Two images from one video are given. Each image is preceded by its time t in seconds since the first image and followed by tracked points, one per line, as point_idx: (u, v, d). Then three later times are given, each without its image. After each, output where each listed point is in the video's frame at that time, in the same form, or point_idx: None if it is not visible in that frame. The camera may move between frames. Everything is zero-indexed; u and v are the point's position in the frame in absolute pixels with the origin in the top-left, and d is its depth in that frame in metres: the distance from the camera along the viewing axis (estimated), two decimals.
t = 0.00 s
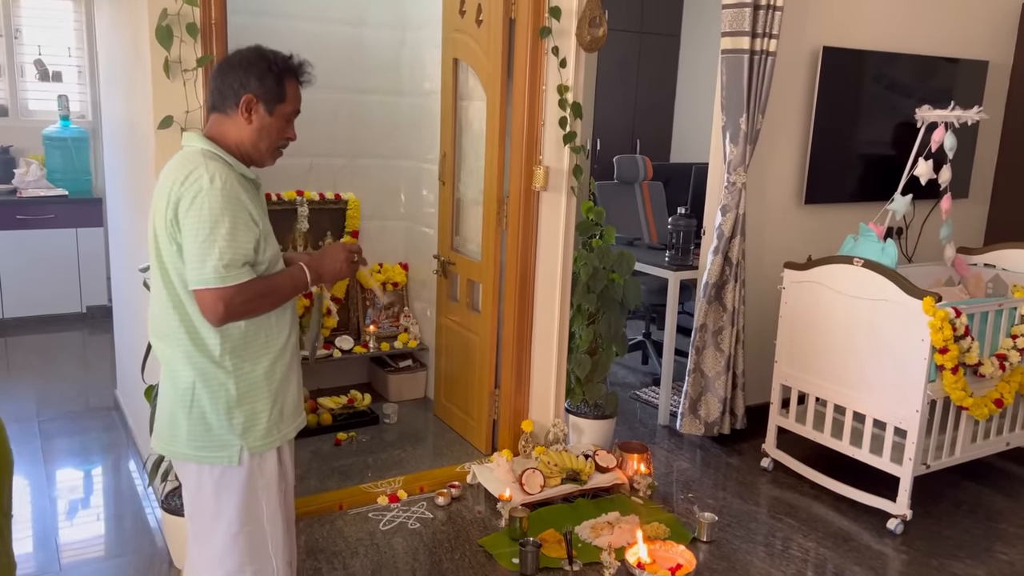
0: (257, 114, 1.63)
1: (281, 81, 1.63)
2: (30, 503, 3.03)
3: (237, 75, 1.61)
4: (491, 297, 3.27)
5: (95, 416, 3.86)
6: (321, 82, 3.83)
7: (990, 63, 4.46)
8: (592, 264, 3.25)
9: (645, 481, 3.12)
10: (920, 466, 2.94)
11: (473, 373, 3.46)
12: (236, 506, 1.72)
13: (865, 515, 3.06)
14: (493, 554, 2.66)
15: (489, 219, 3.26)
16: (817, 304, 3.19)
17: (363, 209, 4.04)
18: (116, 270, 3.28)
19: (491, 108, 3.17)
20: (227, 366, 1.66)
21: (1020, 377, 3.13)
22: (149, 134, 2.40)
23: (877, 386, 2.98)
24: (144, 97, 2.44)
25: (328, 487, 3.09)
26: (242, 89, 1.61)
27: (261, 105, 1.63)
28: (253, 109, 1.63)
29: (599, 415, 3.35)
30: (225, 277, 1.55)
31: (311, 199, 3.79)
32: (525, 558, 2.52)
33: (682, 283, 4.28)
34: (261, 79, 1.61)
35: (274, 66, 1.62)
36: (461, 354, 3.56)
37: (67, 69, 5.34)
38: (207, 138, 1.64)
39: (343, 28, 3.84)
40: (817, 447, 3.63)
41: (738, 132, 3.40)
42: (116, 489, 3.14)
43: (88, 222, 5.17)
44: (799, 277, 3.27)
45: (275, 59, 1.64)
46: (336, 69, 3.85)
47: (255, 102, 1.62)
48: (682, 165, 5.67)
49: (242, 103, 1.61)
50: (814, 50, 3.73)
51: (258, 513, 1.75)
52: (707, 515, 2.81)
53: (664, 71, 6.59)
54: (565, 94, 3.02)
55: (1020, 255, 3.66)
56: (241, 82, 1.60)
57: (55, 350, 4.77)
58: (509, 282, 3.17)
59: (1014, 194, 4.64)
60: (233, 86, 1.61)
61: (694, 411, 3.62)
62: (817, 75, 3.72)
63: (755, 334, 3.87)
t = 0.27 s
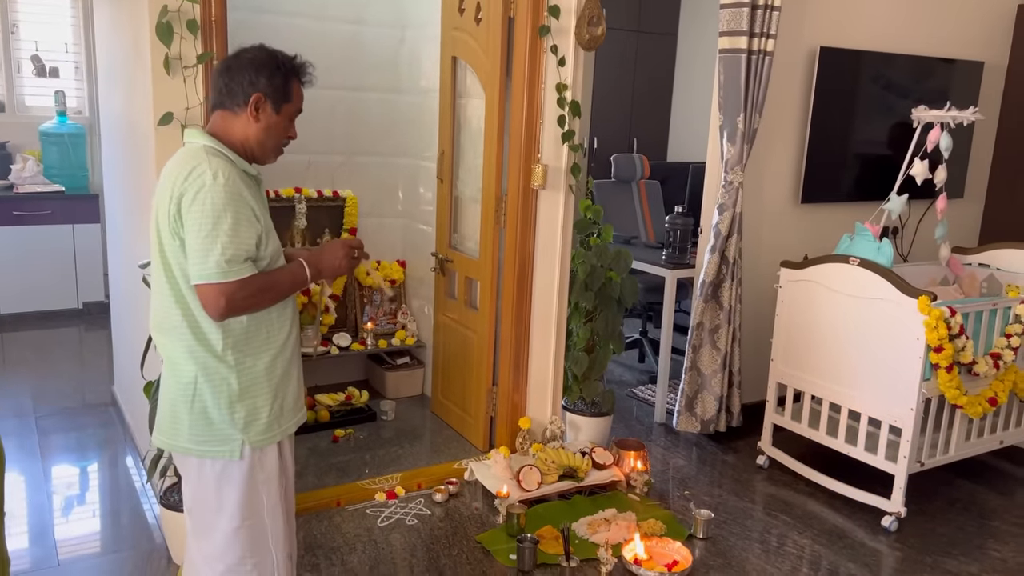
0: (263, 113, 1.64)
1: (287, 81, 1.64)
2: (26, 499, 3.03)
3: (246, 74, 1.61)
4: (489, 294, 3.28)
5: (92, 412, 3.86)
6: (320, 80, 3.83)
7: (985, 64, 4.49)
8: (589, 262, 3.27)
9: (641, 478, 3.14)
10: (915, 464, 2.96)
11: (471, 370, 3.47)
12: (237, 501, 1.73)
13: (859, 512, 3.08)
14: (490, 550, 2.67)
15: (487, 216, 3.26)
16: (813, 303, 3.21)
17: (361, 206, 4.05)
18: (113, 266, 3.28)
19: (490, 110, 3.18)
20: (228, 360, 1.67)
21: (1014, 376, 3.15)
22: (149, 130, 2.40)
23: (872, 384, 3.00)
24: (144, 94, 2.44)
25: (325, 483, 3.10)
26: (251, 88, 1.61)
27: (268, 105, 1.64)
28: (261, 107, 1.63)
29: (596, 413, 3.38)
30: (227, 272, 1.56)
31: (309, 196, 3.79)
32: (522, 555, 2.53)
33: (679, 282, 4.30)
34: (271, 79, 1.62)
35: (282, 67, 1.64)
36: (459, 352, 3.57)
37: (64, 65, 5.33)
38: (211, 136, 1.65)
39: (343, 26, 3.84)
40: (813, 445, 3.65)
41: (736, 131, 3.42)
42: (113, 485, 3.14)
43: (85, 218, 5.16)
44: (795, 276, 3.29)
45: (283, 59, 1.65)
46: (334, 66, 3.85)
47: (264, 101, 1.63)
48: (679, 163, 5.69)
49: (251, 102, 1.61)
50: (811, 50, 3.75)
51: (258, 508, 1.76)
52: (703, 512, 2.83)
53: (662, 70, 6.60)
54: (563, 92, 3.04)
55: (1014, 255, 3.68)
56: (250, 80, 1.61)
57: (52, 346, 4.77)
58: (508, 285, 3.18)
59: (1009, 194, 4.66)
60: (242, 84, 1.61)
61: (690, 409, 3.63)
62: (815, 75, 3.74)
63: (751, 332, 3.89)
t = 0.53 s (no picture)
0: (272, 110, 1.66)
1: (295, 80, 1.66)
2: (22, 496, 3.03)
3: (255, 72, 1.62)
4: (487, 291, 3.29)
5: (90, 409, 3.86)
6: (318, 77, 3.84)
7: (980, 64, 4.52)
8: (587, 260, 3.29)
9: (639, 474, 3.14)
10: (909, 461, 2.99)
11: (469, 367, 3.48)
12: (243, 495, 1.74)
13: (855, 508, 3.11)
14: (489, 545, 2.69)
15: (485, 213, 3.27)
16: (810, 300, 3.24)
17: (359, 203, 4.06)
18: (113, 262, 3.28)
19: (489, 111, 3.20)
20: (236, 356, 1.68)
21: (1007, 373, 3.18)
22: (149, 127, 2.41)
23: (867, 380, 3.03)
24: (145, 91, 2.45)
25: (324, 479, 3.11)
26: (261, 86, 1.62)
27: (277, 103, 1.65)
28: (270, 105, 1.65)
29: (594, 409, 3.41)
30: (237, 268, 1.58)
31: (307, 193, 3.79)
32: (520, 550, 2.54)
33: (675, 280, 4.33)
34: (280, 77, 1.63)
35: (289, 65, 1.66)
36: (457, 349, 3.59)
37: (60, 62, 5.33)
38: (219, 134, 1.65)
39: (341, 23, 3.85)
40: (808, 442, 3.68)
41: (733, 130, 3.44)
42: (110, 482, 3.15)
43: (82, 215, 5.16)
44: (791, 274, 3.31)
45: (290, 58, 1.67)
46: (332, 64, 3.86)
47: (274, 99, 1.64)
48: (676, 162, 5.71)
49: (261, 100, 1.63)
50: (807, 49, 3.78)
51: (264, 502, 1.78)
52: (700, 508, 2.85)
53: (658, 68, 6.62)
54: (562, 91, 3.06)
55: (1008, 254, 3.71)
56: (260, 78, 1.62)
57: (48, 343, 4.76)
58: (507, 276, 3.18)
59: (1003, 194, 4.70)
60: (252, 82, 1.62)
61: (686, 406, 3.65)
62: (811, 74, 3.76)
63: (747, 330, 3.92)
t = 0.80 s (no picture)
0: (278, 109, 1.67)
1: (300, 78, 1.69)
2: (20, 494, 3.03)
3: (262, 70, 1.63)
4: (486, 288, 3.31)
5: (87, 407, 3.86)
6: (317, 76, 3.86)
7: (973, 65, 4.56)
8: (585, 258, 3.29)
9: (636, 471, 3.18)
10: (904, 457, 3.02)
11: (467, 365, 3.50)
12: (250, 490, 1.76)
13: (849, 504, 3.14)
14: (488, 541, 2.71)
15: (484, 211, 3.29)
16: (806, 298, 3.26)
17: (357, 201, 4.07)
18: (112, 261, 3.29)
19: (487, 112, 3.22)
20: (243, 352, 1.70)
21: (1000, 370, 3.21)
22: (150, 125, 2.42)
23: (862, 377, 3.06)
24: (146, 89, 2.46)
25: (323, 476, 3.13)
26: (268, 84, 1.64)
27: (283, 101, 1.67)
28: (277, 103, 1.66)
29: (591, 406, 3.43)
30: (246, 264, 1.59)
31: (305, 191, 3.80)
32: (519, 545, 2.56)
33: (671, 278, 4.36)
34: (286, 76, 1.65)
35: (295, 64, 1.67)
36: (455, 346, 3.61)
37: (57, 60, 5.33)
38: (225, 132, 1.67)
39: (340, 22, 3.86)
40: (803, 439, 3.71)
41: (729, 129, 3.46)
42: (107, 480, 3.15)
43: (78, 213, 5.16)
44: (787, 272, 3.34)
45: (295, 57, 1.69)
46: (330, 63, 3.88)
47: (280, 97, 1.66)
48: (671, 161, 5.74)
49: (268, 98, 1.64)
50: (803, 49, 3.81)
51: (269, 497, 1.80)
52: (697, 504, 2.88)
53: (654, 68, 6.65)
54: (560, 90, 3.07)
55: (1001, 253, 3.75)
56: (266, 77, 1.64)
57: (45, 341, 4.76)
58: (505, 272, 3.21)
59: (996, 193, 4.74)
60: (259, 80, 1.64)
61: (683, 403, 3.68)
62: (807, 74, 3.79)
63: (743, 328, 3.95)
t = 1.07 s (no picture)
0: (280, 108, 1.69)
1: (301, 77, 1.70)
2: (17, 493, 3.04)
3: (263, 70, 1.65)
4: (485, 287, 3.33)
5: (86, 406, 3.87)
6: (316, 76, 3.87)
7: (968, 65, 4.59)
8: (583, 257, 3.32)
9: (634, 468, 3.19)
10: (900, 454, 3.04)
11: (465, 363, 3.52)
12: (254, 487, 1.77)
13: (846, 501, 3.16)
14: (487, 538, 2.73)
15: (482, 210, 3.30)
16: (803, 296, 3.28)
17: (355, 201, 4.08)
18: (111, 260, 3.30)
19: (485, 112, 3.23)
20: (246, 350, 1.71)
21: (995, 368, 3.24)
22: (150, 125, 2.43)
23: (858, 375, 3.08)
24: (146, 88, 2.47)
25: (322, 474, 3.14)
26: (269, 83, 1.65)
27: (284, 100, 1.68)
28: (278, 103, 1.68)
29: (589, 405, 3.45)
30: (251, 264, 1.61)
31: (304, 191, 3.81)
32: (519, 542, 2.58)
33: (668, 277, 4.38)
34: (287, 75, 1.66)
35: (296, 63, 1.69)
36: (453, 346, 3.62)
37: (55, 60, 5.33)
38: (228, 132, 1.68)
39: (338, 22, 3.87)
40: (800, 437, 3.73)
41: (726, 128, 3.48)
42: (104, 480, 3.15)
43: (76, 213, 5.16)
44: (784, 271, 3.36)
45: (295, 56, 1.70)
46: (329, 63, 3.89)
47: (281, 97, 1.67)
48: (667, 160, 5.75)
49: (269, 98, 1.66)
50: (799, 49, 3.83)
51: (272, 493, 1.81)
52: (694, 501, 2.89)
53: (650, 68, 6.67)
54: (558, 90, 3.09)
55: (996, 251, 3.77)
56: (268, 76, 1.65)
57: (43, 341, 4.77)
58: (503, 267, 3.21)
59: (990, 192, 4.77)
60: (260, 80, 1.65)
61: (680, 402, 3.70)
62: (803, 74, 3.81)
63: (740, 326, 3.97)
